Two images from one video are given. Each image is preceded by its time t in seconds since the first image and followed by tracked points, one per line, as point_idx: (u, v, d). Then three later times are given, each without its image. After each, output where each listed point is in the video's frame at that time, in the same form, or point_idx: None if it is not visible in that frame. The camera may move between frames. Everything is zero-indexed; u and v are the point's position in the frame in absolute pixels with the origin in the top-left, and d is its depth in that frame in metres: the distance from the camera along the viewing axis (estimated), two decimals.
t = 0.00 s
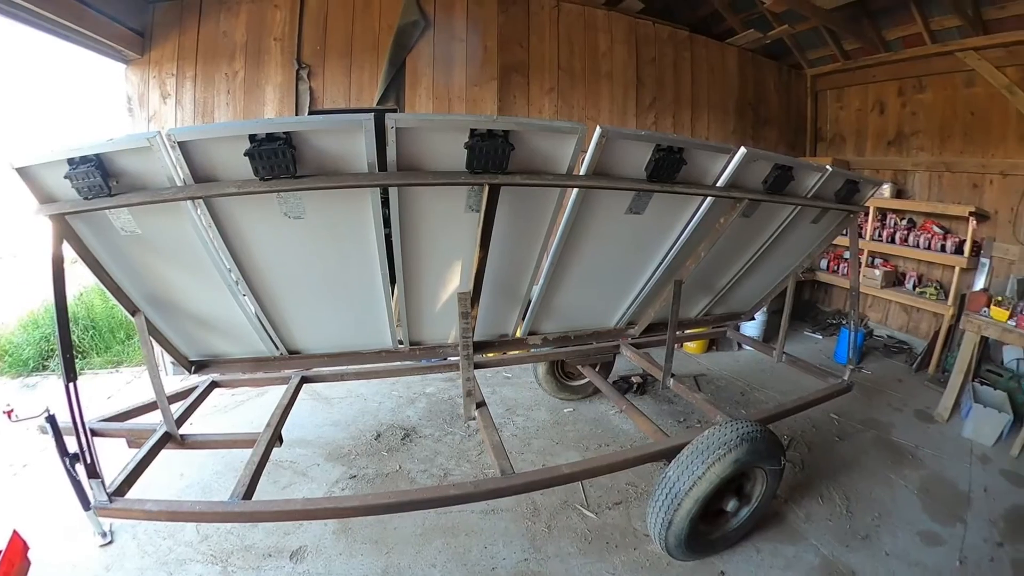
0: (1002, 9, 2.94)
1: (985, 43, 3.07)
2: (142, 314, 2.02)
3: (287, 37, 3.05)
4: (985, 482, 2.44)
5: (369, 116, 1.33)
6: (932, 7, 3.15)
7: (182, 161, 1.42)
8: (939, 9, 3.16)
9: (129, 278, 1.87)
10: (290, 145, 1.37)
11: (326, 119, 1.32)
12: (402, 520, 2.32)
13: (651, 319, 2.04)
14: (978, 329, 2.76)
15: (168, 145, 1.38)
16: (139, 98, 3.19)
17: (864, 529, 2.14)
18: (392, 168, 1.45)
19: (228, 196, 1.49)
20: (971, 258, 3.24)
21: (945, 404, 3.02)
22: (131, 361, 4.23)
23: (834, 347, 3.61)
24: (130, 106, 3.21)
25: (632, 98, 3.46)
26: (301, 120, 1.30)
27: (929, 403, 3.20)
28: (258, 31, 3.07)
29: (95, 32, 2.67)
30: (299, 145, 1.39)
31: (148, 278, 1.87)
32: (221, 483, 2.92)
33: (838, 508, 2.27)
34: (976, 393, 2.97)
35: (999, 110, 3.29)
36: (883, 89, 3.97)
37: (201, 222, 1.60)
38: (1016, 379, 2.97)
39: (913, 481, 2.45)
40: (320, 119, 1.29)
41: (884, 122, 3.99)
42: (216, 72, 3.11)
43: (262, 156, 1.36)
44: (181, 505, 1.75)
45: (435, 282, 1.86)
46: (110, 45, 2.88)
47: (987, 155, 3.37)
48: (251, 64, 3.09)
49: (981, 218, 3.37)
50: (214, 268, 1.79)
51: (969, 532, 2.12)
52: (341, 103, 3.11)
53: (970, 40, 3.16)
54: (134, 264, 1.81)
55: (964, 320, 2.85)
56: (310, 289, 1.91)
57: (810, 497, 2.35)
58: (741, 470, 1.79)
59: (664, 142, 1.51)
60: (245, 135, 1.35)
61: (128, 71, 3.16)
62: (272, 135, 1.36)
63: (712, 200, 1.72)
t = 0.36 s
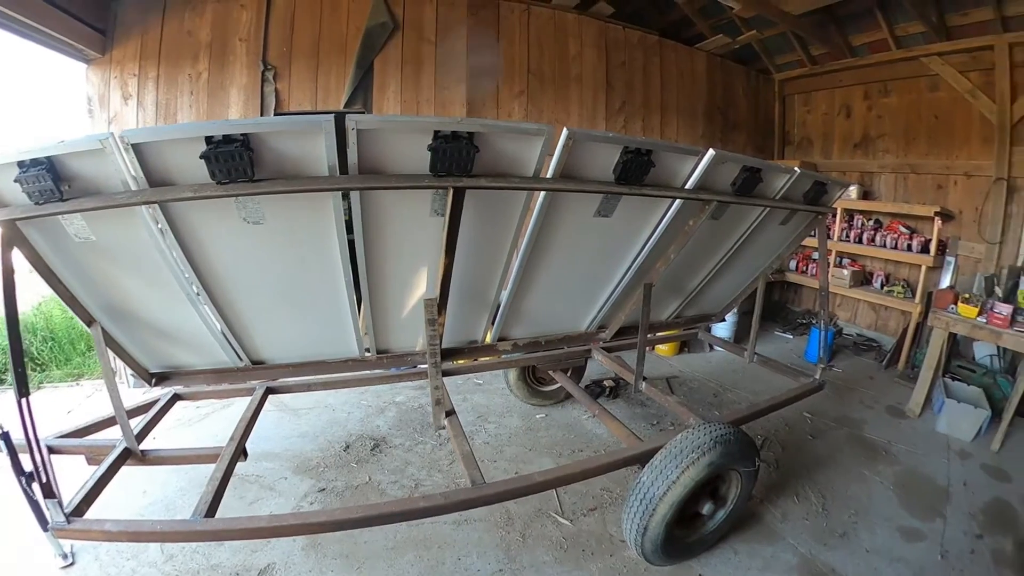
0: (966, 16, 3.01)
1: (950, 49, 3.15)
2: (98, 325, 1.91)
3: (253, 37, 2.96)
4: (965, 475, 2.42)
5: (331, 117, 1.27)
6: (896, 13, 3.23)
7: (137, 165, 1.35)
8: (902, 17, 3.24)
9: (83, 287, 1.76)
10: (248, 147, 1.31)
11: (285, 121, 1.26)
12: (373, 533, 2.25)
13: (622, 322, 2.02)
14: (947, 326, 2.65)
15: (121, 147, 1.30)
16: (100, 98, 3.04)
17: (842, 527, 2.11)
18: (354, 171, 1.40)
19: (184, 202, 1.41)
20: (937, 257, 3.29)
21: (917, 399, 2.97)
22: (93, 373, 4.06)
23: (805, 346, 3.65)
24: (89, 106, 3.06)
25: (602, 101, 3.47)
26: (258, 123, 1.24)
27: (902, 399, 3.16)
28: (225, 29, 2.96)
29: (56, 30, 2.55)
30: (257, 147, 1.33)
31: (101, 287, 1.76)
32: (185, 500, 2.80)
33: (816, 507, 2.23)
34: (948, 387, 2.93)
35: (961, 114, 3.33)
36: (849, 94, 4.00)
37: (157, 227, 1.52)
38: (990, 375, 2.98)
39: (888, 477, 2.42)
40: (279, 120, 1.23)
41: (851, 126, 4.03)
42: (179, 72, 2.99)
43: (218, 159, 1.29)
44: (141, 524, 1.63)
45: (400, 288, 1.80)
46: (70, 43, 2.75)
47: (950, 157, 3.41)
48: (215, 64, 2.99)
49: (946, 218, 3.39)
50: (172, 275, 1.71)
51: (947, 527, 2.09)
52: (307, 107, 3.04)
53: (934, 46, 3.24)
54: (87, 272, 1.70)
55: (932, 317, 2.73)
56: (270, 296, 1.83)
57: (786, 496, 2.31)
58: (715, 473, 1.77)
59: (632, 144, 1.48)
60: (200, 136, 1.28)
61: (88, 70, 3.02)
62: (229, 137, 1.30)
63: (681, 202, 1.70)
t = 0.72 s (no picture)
0: (927, 20, 3.06)
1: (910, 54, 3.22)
2: (37, 338, 1.75)
3: (207, 35, 2.82)
4: (943, 475, 2.27)
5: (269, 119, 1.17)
6: (860, 18, 3.26)
7: (65, 172, 1.21)
8: (865, 21, 3.26)
9: (15, 300, 1.59)
10: (180, 150, 1.19)
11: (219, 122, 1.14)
12: (330, 556, 2.12)
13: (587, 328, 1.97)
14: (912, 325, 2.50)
15: (47, 151, 1.16)
16: (47, 99, 2.81)
17: (815, 532, 1.94)
18: (294, 176, 1.28)
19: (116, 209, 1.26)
20: (900, 257, 3.33)
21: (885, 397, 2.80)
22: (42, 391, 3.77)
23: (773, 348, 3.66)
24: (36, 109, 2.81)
25: (566, 104, 3.43)
26: (191, 124, 1.13)
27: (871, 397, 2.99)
28: (180, 26, 2.81)
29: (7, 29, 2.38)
30: (189, 151, 1.22)
31: (31, 300, 1.60)
32: (135, 523, 2.63)
33: (788, 511, 2.06)
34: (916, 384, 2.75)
35: (924, 118, 3.37)
36: (812, 97, 4.02)
37: (88, 235, 1.38)
38: (957, 371, 2.85)
39: (860, 477, 2.25)
40: (214, 121, 1.12)
41: (814, 129, 4.04)
42: (131, 72, 2.83)
43: (149, 163, 1.17)
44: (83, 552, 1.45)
45: (351, 298, 1.70)
46: (18, 41, 2.53)
47: (913, 157, 3.45)
48: (169, 64, 2.83)
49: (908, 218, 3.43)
50: (107, 286, 1.56)
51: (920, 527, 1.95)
52: (263, 109, 2.92)
53: (896, 50, 3.30)
54: (16, 281, 1.53)
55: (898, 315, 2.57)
56: (212, 308, 1.70)
57: (757, 501, 2.12)
58: (683, 485, 1.68)
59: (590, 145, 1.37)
60: (127, 139, 1.16)
61: (37, 68, 2.77)
62: (159, 139, 1.18)
63: (643, 205, 1.60)
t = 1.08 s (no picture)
0: (896, 21, 3.04)
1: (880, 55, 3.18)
2: None
3: (157, 31, 2.64)
4: (923, 476, 2.17)
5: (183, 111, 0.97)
6: (829, 19, 3.23)
7: None
8: (834, 22, 3.23)
9: None
10: (85, 150, 0.98)
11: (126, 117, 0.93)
12: None
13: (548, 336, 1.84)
14: (887, 326, 2.41)
15: None
16: None
17: (794, 546, 1.73)
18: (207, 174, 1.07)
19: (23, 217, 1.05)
20: (871, 257, 3.30)
21: (860, 398, 2.65)
22: None
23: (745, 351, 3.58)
24: None
25: (530, 103, 3.33)
26: (98, 119, 0.91)
27: (846, 400, 2.83)
28: (128, 18, 2.62)
29: None
30: (95, 150, 1.00)
31: None
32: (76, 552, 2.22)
33: (765, 526, 1.82)
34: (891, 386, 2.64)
35: (892, 118, 3.33)
36: (780, 98, 3.94)
37: None
38: (931, 370, 2.78)
39: (839, 484, 2.07)
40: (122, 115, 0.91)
41: (782, 130, 3.96)
42: (77, 70, 2.62)
43: (52, 164, 0.95)
44: None
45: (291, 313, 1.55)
46: None
47: (882, 157, 3.41)
48: (116, 61, 2.64)
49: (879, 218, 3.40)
50: (23, 300, 1.35)
51: (904, 537, 1.79)
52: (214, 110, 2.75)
53: (865, 51, 3.25)
54: None
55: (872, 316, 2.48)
56: (137, 327, 1.51)
57: (733, 516, 1.87)
58: (652, 510, 1.51)
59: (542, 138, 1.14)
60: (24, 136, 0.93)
61: None
62: (62, 136, 0.97)
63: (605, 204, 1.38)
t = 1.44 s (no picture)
0: (878, 18, 2.98)
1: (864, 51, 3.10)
2: None
3: (110, 21, 2.44)
4: (918, 482, 2.08)
5: (73, 94, 0.74)
6: (811, 14, 3.15)
7: None
8: (817, 18, 3.16)
9: None
10: None
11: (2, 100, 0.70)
12: None
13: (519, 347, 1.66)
14: (877, 329, 2.31)
15: None
16: None
17: (792, 569, 1.56)
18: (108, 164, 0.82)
19: None
20: (857, 256, 3.22)
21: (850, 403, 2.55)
22: None
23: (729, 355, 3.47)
24: None
25: (503, 99, 3.18)
26: None
27: (834, 404, 2.75)
28: (79, 7, 2.42)
29: None
30: None
31: None
32: None
33: (760, 546, 1.66)
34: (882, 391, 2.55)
35: (876, 115, 3.26)
36: (760, 97, 3.86)
37: None
38: (921, 371, 2.70)
39: (835, 498, 1.93)
40: None
41: (764, 129, 3.88)
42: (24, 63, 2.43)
43: None
44: None
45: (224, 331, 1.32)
46: None
47: (865, 155, 3.35)
48: (66, 54, 2.43)
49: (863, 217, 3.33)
50: None
51: (905, 552, 1.68)
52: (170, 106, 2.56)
53: (849, 47, 3.17)
54: None
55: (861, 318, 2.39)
56: (49, 345, 1.26)
57: (724, 536, 1.70)
58: (637, 551, 1.26)
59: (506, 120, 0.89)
60: None
61: None
62: None
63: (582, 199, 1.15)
